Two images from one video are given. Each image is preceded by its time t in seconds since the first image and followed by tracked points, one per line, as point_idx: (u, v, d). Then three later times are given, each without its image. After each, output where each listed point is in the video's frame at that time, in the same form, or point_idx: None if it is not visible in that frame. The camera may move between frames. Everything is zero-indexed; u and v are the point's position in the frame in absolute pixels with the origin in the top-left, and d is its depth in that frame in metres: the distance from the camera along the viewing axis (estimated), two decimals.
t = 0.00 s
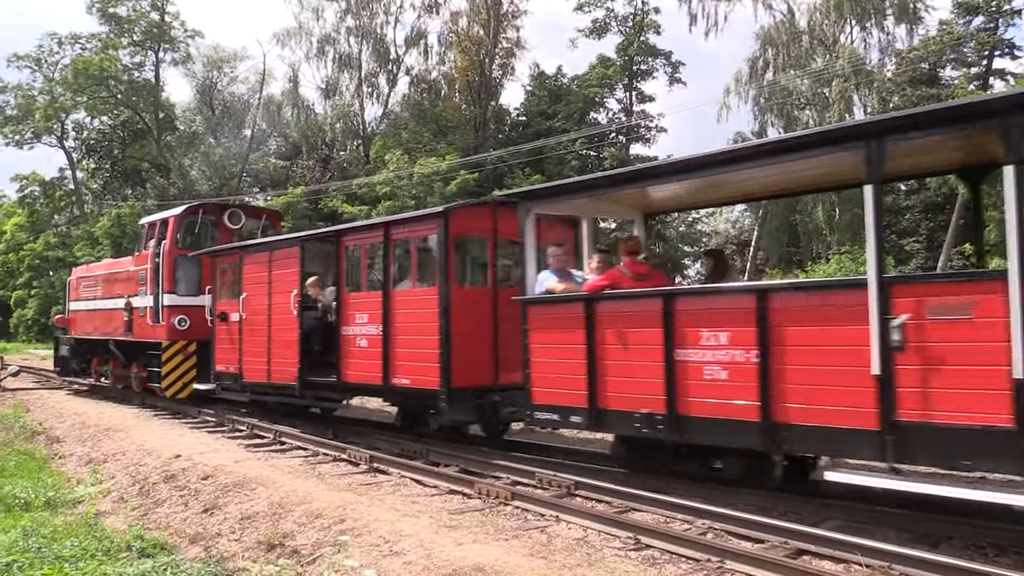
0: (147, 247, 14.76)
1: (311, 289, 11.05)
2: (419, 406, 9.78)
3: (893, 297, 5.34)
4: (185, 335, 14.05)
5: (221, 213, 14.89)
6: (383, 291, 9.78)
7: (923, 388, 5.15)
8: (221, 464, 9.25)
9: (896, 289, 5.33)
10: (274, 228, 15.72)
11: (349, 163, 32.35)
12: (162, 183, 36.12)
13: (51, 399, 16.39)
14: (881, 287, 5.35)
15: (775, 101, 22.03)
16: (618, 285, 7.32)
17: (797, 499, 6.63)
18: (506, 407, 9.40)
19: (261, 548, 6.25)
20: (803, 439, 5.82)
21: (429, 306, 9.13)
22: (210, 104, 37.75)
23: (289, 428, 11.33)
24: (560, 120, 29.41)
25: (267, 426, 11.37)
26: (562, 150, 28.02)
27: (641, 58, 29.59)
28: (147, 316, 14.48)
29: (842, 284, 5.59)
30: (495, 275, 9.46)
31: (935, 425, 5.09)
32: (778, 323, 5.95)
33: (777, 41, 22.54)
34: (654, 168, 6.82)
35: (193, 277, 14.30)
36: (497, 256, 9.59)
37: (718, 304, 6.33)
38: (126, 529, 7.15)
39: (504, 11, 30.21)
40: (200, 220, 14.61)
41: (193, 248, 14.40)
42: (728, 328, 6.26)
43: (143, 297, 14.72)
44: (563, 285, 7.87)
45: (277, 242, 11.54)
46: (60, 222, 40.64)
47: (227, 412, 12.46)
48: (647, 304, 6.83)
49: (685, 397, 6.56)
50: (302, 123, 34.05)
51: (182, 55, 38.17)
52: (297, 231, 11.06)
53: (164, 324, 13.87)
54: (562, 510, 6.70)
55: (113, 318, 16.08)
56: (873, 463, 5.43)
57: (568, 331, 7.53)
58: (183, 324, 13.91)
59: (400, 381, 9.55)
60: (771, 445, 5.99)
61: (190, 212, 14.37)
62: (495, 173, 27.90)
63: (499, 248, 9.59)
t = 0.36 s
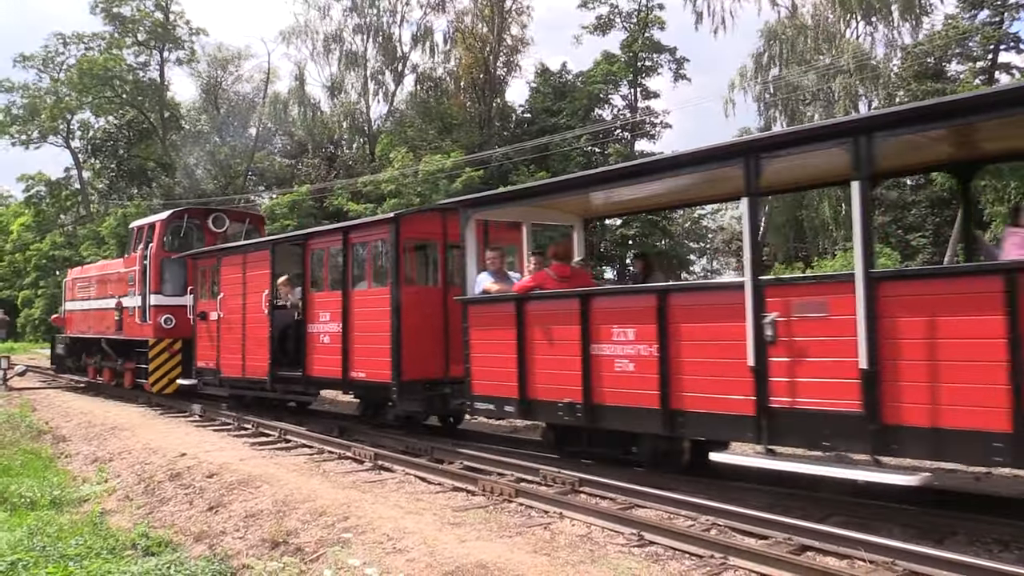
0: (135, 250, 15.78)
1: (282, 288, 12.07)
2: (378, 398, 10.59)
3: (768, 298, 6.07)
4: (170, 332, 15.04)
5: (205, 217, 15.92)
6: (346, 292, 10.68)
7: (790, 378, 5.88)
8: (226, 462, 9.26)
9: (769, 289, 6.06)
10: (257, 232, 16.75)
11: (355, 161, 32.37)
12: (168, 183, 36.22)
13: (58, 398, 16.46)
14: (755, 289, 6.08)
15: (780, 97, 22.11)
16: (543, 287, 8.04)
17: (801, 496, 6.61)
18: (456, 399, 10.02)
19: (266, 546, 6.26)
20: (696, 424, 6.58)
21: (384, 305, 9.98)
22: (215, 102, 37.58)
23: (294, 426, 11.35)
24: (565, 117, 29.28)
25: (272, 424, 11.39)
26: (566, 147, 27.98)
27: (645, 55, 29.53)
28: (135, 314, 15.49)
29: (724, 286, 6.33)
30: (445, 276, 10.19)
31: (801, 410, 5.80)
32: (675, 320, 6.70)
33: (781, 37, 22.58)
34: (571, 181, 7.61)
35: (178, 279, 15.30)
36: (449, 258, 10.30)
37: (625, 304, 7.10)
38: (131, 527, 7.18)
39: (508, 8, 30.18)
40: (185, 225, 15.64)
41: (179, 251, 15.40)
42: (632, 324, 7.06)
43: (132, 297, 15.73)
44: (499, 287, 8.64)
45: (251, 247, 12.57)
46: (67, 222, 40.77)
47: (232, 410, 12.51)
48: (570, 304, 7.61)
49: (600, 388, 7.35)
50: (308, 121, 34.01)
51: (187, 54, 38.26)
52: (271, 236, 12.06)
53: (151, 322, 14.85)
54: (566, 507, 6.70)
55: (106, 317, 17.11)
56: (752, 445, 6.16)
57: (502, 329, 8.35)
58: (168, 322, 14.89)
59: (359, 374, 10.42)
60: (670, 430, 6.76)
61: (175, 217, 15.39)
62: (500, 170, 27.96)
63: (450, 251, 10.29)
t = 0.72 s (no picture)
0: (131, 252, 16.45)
1: (266, 286, 12.83)
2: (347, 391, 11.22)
3: (673, 297, 6.74)
4: (163, 330, 15.65)
5: (197, 221, 16.62)
6: (318, 292, 11.32)
7: (692, 370, 6.55)
8: (238, 460, 9.31)
9: (674, 289, 6.73)
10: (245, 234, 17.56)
11: (365, 159, 32.42)
12: (179, 182, 36.31)
13: (72, 396, 16.60)
14: (662, 288, 6.75)
15: (792, 90, 21.98)
16: (486, 287, 8.80)
17: (814, 492, 6.59)
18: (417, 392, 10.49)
19: (277, 543, 6.29)
20: (617, 412, 7.25)
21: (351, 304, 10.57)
22: (226, 101, 37.69)
23: (305, 424, 11.38)
24: (575, 113, 29.21)
25: (283, 421, 11.43)
26: (577, 143, 27.91)
27: (655, 49, 29.39)
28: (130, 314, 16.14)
29: (636, 286, 7.00)
30: (408, 278, 10.74)
31: (700, 398, 6.50)
32: (598, 316, 7.37)
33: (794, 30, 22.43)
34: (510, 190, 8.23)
35: (171, 279, 15.93)
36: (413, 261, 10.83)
37: (555, 303, 7.75)
38: (143, 525, 7.23)
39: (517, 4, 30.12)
40: (179, 227, 16.31)
41: (172, 253, 16.04)
42: (561, 321, 7.70)
43: (128, 297, 16.36)
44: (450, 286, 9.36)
45: (236, 251, 13.35)
46: (80, 221, 40.99)
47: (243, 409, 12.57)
48: (508, 302, 8.26)
49: (535, 379, 7.99)
50: (320, 118, 34.03)
51: (198, 52, 38.35)
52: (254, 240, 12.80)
53: (146, 321, 15.47)
54: (577, 503, 6.69)
55: (106, 316, 17.62)
56: (662, 430, 6.85)
57: (451, 325, 9.00)
58: (161, 321, 15.51)
59: (329, 369, 11.05)
60: (595, 416, 7.46)
61: (168, 221, 16.07)
62: (510, 166, 27.87)
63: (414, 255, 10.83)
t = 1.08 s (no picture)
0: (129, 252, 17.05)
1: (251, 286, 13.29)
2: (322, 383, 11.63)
3: (598, 296, 7.20)
4: (160, 327, 16.25)
5: (192, 223, 17.25)
6: (295, 291, 11.72)
7: (613, 364, 7.01)
8: (249, 456, 9.33)
9: (599, 289, 7.19)
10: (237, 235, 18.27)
11: (377, 156, 32.51)
12: (192, 179, 36.41)
13: (85, 393, 16.71)
14: (588, 289, 7.20)
15: (806, 87, 21.85)
16: (441, 287, 9.37)
17: (827, 489, 6.54)
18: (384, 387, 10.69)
19: (287, 540, 6.29)
20: (552, 402, 7.68)
21: (323, 303, 10.93)
22: (238, 99, 37.71)
23: (316, 421, 11.39)
24: (587, 110, 29.16)
25: (295, 418, 11.44)
26: (588, 140, 27.85)
27: (667, 45, 29.32)
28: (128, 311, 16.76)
29: (566, 287, 7.45)
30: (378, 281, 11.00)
31: (620, 389, 6.95)
32: (536, 313, 7.80)
33: (808, 25, 22.32)
34: (474, 194, 8.56)
35: (168, 278, 16.53)
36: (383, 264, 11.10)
37: (498, 302, 8.21)
38: (155, 521, 7.25)
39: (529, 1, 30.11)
40: (174, 228, 16.94)
41: (169, 253, 16.66)
42: (505, 318, 8.14)
43: (127, 295, 16.97)
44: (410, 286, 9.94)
45: (224, 251, 13.81)
46: (93, 219, 41.20)
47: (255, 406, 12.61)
48: (460, 300, 8.71)
49: (483, 372, 8.44)
50: (332, 116, 34.08)
51: (210, 50, 38.50)
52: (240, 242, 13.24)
53: (143, 318, 16.07)
54: (588, 501, 6.66)
55: (108, 314, 18.13)
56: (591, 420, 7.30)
57: (410, 321, 9.50)
58: (158, 318, 16.09)
59: (304, 364, 11.47)
60: (531, 407, 7.90)
61: (164, 222, 16.70)
62: (522, 163, 27.64)
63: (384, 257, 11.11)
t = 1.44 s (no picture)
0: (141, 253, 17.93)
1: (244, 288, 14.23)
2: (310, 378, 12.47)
3: (547, 297, 7.84)
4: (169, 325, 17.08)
5: (201, 225, 18.04)
6: (285, 292, 12.69)
7: (561, 359, 7.68)
8: (270, 454, 9.33)
9: (549, 290, 7.83)
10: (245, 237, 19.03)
11: (401, 154, 32.53)
12: (217, 178, 36.58)
13: (110, 390, 16.87)
14: (539, 290, 7.84)
15: (832, 82, 21.50)
16: (414, 287, 9.93)
17: (852, 491, 6.38)
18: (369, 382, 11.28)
19: (306, 539, 6.25)
20: (509, 394, 8.36)
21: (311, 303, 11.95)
22: (263, 97, 37.80)
23: (338, 419, 11.37)
24: (610, 107, 28.96)
25: (316, 417, 11.43)
26: (612, 137, 27.62)
27: (692, 42, 29.06)
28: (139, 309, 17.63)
29: (520, 289, 8.11)
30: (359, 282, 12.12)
31: (566, 381, 7.64)
32: (496, 312, 8.45)
33: (835, 20, 22.00)
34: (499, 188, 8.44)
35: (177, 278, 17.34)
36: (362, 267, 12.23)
37: (463, 302, 8.85)
38: (176, 519, 7.26)
39: None
40: (184, 231, 17.75)
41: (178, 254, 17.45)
42: (468, 317, 8.79)
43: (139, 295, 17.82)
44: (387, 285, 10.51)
45: (224, 253, 14.65)
46: (119, 218, 41.57)
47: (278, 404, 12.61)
48: (430, 300, 9.35)
49: (449, 366, 9.11)
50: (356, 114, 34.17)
51: (235, 49, 38.73)
52: (238, 245, 14.08)
53: (154, 316, 16.89)
54: (609, 501, 6.56)
55: (123, 312, 18.88)
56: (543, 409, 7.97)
57: (387, 319, 10.15)
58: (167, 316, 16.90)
59: (295, 359, 12.41)
60: (492, 398, 8.57)
61: (174, 225, 17.51)
62: (545, 161, 27.37)
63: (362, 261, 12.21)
